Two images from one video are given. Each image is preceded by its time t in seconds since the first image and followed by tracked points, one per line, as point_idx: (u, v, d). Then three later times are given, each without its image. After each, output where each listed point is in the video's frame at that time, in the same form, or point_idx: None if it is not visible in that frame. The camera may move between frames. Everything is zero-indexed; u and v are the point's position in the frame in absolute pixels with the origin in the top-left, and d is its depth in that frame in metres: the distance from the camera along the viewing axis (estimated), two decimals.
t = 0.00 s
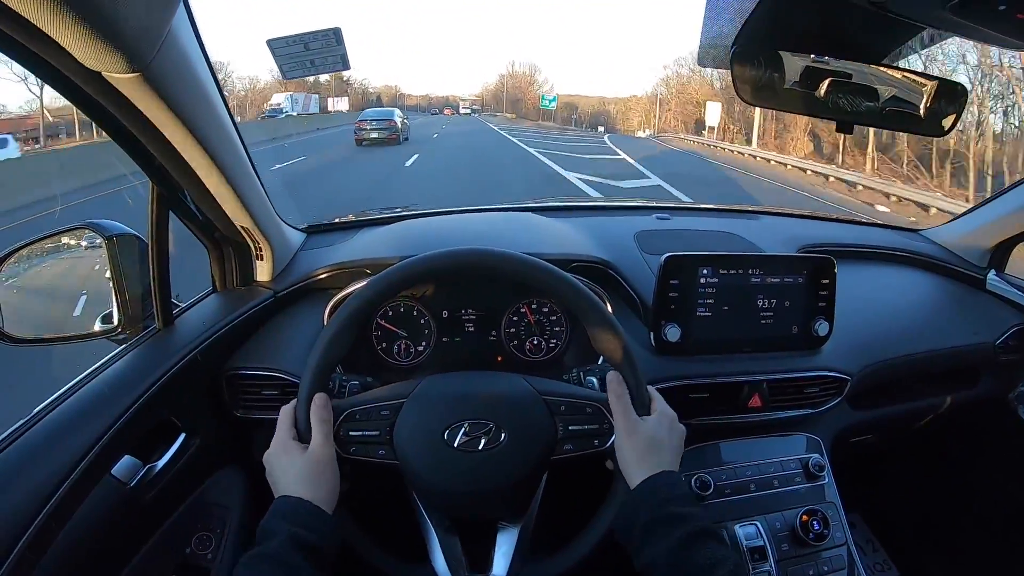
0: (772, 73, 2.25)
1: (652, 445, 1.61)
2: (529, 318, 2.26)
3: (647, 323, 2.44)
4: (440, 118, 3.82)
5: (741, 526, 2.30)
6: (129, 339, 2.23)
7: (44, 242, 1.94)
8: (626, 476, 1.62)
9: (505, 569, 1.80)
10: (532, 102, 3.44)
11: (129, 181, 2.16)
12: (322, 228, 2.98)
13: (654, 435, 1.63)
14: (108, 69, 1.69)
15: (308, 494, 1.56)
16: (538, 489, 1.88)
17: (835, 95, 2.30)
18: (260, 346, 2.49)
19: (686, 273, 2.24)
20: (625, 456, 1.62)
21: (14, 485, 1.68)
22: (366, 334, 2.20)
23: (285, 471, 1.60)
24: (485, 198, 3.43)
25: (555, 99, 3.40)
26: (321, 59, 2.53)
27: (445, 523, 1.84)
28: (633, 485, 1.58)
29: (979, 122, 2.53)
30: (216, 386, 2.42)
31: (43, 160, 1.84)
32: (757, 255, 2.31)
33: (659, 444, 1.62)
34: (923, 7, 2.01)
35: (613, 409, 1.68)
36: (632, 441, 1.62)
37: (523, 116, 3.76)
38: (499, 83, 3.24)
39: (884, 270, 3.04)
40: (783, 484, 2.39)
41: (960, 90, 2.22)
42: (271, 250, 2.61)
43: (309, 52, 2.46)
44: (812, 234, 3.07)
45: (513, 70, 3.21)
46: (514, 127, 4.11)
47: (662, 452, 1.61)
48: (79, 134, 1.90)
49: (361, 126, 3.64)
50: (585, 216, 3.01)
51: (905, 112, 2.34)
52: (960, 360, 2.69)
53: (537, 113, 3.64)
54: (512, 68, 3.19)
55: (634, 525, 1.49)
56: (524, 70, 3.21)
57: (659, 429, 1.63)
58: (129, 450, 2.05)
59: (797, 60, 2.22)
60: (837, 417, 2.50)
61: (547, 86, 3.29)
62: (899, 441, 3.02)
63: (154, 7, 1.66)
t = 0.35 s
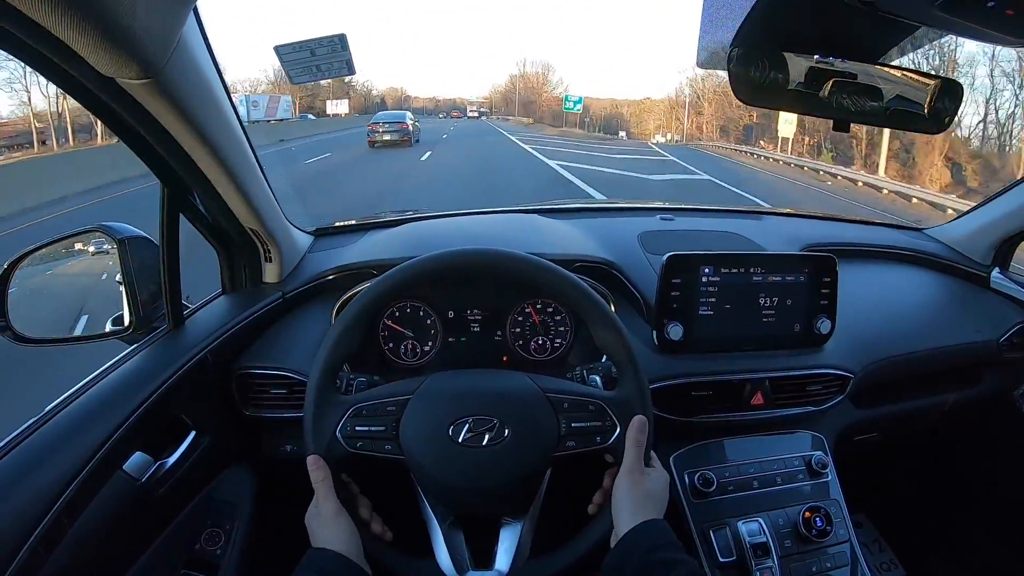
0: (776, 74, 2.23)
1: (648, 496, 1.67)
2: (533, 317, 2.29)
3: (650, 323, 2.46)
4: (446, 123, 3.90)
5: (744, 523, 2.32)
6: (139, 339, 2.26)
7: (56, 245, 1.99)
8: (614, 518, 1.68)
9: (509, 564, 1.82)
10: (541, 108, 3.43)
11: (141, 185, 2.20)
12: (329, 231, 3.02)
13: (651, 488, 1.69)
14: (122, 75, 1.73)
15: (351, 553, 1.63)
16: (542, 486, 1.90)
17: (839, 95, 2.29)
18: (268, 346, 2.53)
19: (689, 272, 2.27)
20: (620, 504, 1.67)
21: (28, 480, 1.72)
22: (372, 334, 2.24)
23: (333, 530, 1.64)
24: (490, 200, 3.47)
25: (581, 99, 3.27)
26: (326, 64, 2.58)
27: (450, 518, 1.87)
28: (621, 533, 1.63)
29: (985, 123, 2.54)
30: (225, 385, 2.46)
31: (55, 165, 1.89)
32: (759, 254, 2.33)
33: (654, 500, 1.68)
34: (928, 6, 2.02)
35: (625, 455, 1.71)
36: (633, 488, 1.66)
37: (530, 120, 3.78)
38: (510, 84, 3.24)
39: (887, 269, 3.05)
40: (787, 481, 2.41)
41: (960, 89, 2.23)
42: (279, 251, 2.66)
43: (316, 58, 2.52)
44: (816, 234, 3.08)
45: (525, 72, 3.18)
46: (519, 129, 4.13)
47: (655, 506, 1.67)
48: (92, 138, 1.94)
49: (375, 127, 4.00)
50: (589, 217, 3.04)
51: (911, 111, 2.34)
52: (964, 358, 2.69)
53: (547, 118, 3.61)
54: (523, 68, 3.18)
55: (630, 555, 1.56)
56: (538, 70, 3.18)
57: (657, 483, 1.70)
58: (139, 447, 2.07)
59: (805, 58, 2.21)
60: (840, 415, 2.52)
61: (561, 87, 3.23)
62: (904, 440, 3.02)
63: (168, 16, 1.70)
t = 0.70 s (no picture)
0: (782, 77, 2.28)
1: (652, 491, 1.69)
2: (540, 314, 2.30)
3: (657, 321, 2.47)
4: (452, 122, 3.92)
5: (748, 520, 2.33)
6: (146, 329, 2.27)
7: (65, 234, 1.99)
8: (617, 506, 1.69)
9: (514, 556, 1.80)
10: (547, 106, 3.40)
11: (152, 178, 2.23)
12: (336, 227, 3.04)
13: (655, 483, 1.71)
14: (140, 61, 1.75)
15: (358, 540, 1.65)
16: (549, 479, 1.91)
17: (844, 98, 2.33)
18: (276, 339, 2.55)
19: (696, 270, 2.28)
20: (625, 493, 1.68)
21: (38, 465, 1.73)
22: (380, 328, 2.25)
23: (342, 515, 1.66)
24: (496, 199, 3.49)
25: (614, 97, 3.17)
26: (340, 57, 2.58)
27: (456, 510, 1.85)
28: (625, 522, 1.64)
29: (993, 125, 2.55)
30: (232, 377, 2.47)
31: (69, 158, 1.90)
32: (765, 253, 2.34)
33: (657, 491, 1.70)
34: (938, 7, 2.03)
35: (631, 444, 1.71)
36: (636, 483, 1.68)
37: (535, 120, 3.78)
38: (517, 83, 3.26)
39: (892, 271, 3.06)
40: (791, 478, 2.42)
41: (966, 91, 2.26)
42: (288, 245, 2.68)
43: (330, 50, 2.52)
44: (821, 236, 3.09)
45: (535, 70, 3.13)
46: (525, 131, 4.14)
47: (660, 499, 1.69)
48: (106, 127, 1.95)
49: (385, 127, 3.87)
50: (595, 216, 3.05)
51: (915, 116, 2.38)
52: (968, 360, 2.70)
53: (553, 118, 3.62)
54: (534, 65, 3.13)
55: (636, 544, 1.57)
56: (549, 67, 3.13)
57: (662, 476, 1.71)
58: (146, 436, 2.08)
59: (811, 61, 2.23)
60: (844, 414, 2.53)
61: (574, 85, 3.18)
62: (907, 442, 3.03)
63: (185, 6, 1.72)
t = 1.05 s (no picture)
0: (791, 76, 2.30)
1: (659, 493, 1.66)
2: (547, 310, 2.28)
3: (665, 319, 2.45)
4: (455, 118, 3.91)
5: (755, 520, 2.31)
6: (148, 323, 2.24)
7: (75, 225, 1.98)
8: (624, 508, 1.67)
9: (522, 554, 1.78)
10: (559, 99, 3.42)
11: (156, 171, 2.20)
12: (342, 222, 3.01)
13: (663, 485, 1.68)
14: (146, 46, 1.73)
15: (361, 536, 1.63)
16: (557, 477, 1.89)
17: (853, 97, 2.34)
18: (280, 334, 2.52)
19: (705, 267, 2.26)
20: (633, 495, 1.66)
21: (36, 459, 1.70)
22: (385, 323, 2.23)
23: (345, 512, 1.64)
24: (500, 195, 3.46)
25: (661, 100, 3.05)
26: (347, 47, 2.56)
27: (461, 508, 1.83)
28: (633, 525, 1.62)
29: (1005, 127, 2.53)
30: (235, 371, 2.45)
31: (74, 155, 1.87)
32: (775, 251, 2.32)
33: (666, 495, 1.68)
34: (954, 4, 2.00)
35: (642, 446, 1.69)
36: (643, 484, 1.66)
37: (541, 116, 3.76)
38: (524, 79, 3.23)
39: (900, 272, 3.04)
40: (799, 479, 2.39)
41: (980, 94, 2.24)
42: (292, 238, 2.65)
43: (338, 39, 2.49)
44: (829, 235, 3.07)
45: (544, 62, 3.12)
46: (532, 125, 4.12)
47: (666, 502, 1.66)
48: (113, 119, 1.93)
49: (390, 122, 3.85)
50: (602, 213, 3.03)
51: (922, 117, 2.38)
52: (976, 362, 2.68)
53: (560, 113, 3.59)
54: (543, 58, 3.11)
55: (643, 547, 1.54)
56: (557, 60, 3.11)
57: (669, 479, 1.69)
58: (147, 431, 2.05)
59: (818, 61, 2.23)
60: (852, 415, 2.51)
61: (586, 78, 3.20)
62: (914, 444, 3.01)
63: None
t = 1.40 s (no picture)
0: (790, 69, 2.23)
1: (656, 491, 1.63)
2: (542, 309, 2.25)
3: (663, 317, 2.42)
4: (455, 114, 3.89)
5: (753, 522, 2.28)
6: (141, 324, 2.21)
7: (65, 224, 1.95)
8: (620, 507, 1.64)
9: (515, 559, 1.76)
10: (569, 92, 3.39)
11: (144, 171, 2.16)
12: (337, 219, 2.99)
13: (659, 483, 1.65)
14: (120, 50, 1.69)
15: (355, 546, 1.60)
16: (551, 479, 1.86)
17: (854, 92, 2.26)
18: (273, 333, 2.50)
19: (702, 265, 2.23)
20: (629, 492, 1.63)
21: (28, 462, 1.67)
22: (378, 323, 2.20)
23: (339, 521, 1.62)
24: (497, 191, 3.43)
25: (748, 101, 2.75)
26: (335, 45, 2.52)
27: (456, 511, 1.80)
28: (631, 523, 1.58)
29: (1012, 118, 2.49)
30: (228, 371, 2.43)
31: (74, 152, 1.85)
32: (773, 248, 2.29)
33: (661, 493, 1.65)
34: None
35: (632, 444, 1.68)
36: (639, 482, 1.63)
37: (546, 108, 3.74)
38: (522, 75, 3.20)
39: (902, 269, 3.01)
40: (798, 480, 2.36)
41: (982, 87, 2.16)
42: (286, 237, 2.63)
43: (324, 37, 2.46)
44: (830, 231, 3.04)
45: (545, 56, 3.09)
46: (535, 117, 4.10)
47: (662, 500, 1.63)
48: (102, 120, 1.91)
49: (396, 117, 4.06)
50: (599, 209, 3.00)
51: (924, 111, 2.31)
52: (978, 360, 2.64)
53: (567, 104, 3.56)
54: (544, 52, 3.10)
55: (635, 553, 1.52)
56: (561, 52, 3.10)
57: (666, 476, 1.66)
58: (140, 433, 2.03)
59: (820, 52, 2.17)
60: (852, 414, 2.47)
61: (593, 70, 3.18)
62: (915, 443, 2.97)
63: None
